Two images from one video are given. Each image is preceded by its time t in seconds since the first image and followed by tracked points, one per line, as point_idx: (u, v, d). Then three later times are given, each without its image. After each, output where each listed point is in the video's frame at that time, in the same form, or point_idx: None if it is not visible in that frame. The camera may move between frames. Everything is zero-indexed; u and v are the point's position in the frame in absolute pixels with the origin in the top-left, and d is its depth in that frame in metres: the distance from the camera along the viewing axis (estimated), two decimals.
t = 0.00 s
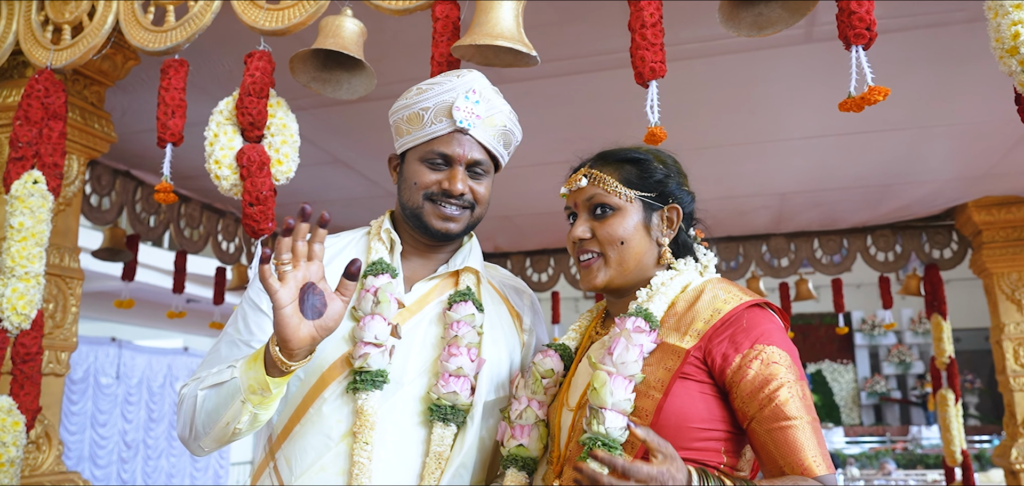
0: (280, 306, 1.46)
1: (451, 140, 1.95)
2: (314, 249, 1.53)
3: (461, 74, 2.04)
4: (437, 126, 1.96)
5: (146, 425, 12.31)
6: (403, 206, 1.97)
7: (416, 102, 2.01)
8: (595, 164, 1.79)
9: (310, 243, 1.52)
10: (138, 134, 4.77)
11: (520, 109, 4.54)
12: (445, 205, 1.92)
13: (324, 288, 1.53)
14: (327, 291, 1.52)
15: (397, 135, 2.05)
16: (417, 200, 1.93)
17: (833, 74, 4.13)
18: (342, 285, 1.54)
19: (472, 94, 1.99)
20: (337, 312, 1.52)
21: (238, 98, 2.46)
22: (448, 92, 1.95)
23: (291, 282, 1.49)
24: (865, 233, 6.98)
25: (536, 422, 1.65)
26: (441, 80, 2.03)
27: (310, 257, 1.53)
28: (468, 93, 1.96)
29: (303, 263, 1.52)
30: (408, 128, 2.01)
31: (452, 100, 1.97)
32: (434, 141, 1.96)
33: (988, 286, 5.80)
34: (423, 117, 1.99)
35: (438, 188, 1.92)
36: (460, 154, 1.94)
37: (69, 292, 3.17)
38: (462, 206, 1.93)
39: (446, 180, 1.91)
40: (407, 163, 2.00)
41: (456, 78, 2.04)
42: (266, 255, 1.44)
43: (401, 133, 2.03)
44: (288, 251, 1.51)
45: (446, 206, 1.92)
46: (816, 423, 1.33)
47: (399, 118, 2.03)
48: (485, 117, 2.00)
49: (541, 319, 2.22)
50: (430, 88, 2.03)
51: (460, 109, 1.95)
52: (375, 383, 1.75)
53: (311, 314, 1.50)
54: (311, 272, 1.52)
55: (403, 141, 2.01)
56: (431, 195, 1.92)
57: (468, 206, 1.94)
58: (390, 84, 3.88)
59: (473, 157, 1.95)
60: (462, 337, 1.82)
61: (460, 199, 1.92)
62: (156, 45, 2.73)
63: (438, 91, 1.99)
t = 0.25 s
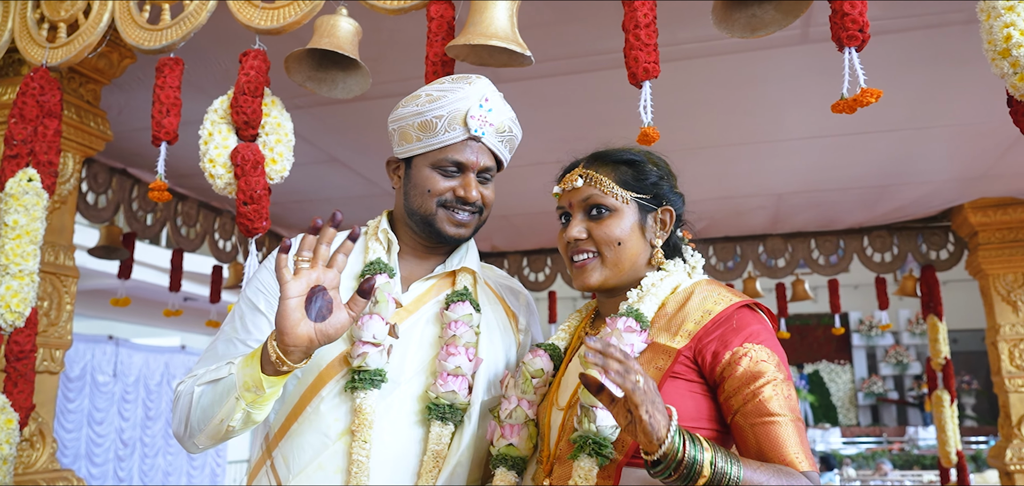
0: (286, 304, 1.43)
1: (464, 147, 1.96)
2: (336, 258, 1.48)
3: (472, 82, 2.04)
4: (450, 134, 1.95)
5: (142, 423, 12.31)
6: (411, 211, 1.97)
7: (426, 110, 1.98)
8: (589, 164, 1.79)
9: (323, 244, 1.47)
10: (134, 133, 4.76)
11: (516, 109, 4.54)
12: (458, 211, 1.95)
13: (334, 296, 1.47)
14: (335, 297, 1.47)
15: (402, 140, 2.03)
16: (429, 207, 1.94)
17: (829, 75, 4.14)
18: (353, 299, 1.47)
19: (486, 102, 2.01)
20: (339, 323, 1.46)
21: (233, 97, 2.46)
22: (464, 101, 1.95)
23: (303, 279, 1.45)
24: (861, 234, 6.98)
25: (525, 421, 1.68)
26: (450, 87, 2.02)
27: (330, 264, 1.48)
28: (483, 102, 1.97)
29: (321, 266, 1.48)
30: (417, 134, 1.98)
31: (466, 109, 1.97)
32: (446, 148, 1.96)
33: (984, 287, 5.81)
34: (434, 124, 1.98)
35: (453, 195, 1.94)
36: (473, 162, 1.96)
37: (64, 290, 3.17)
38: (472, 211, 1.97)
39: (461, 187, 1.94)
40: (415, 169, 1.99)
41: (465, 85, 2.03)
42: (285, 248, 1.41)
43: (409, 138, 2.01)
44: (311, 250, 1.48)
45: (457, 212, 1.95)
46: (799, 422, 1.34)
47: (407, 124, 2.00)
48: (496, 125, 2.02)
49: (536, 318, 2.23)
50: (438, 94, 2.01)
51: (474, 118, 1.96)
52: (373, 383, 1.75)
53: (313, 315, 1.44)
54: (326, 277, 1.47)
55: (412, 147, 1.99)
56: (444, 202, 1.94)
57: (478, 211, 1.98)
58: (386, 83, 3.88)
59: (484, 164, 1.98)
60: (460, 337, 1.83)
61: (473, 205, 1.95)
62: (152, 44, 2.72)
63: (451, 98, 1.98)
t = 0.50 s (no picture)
0: (274, 303, 1.41)
1: (465, 153, 1.96)
2: (315, 251, 1.47)
3: (473, 87, 2.03)
4: (453, 140, 1.95)
5: (138, 424, 12.30)
6: (410, 214, 1.97)
7: (429, 116, 1.96)
8: (579, 165, 1.78)
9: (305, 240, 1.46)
10: (127, 134, 4.75)
11: (510, 108, 4.54)
12: (458, 215, 1.96)
13: (319, 290, 1.47)
14: (322, 291, 1.47)
15: (402, 144, 2.00)
16: (430, 211, 1.94)
17: (821, 74, 4.15)
18: (339, 292, 1.48)
19: (487, 108, 2.01)
20: (328, 316, 1.47)
21: (223, 98, 2.46)
22: (467, 108, 1.95)
23: (287, 279, 1.44)
24: (855, 233, 6.99)
25: (514, 421, 1.69)
26: (451, 93, 2.00)
27: (310, 258, 1.47)
28: (485, 109, 1.97)
29: (302, 262, 1.47)
30: (419, 140, 1.96)
31: (468, 116, 1.97)
32: (447, 153, 1.95)
33: (977, 286, 5.83)
34: (437, 130, 1.96)
35: (454, 200, 1.95)
36: (473, 167, 1.96)
37: (56, 292, 3.17)
38: (470, 215, 1.98)
39: (462, 192, 1.94)
40: (414, 173, 1.98)
41: (466, 91, 2.02)
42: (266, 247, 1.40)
43: (409, 142, 1.99)
44: (290, 247, 1.47)
45: (456, 216, 1.96)
46: (780, 414, 1.34)
47: (408, 129, 1.98)
48: (496, 130, 2.02)
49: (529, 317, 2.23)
50: (439, 99, 1.99)
51: (477, 125, 1.96)
52: (368, 383, 1.75)
53: (302, 313, 1.44)
54: (309, 271, 1.47)
55: (413, 152, 1.97)
56: (445, 206, 1.94)
57: (476, 214, 1.99)
58: (379, 83, 3.89)
59: (482, 168, 1.99)
60: (454, 337, 1.83)
61: (472, 209, 1.96)
62: (142, 44, 2.72)
63: (454, 105, 1.96)
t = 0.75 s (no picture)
0: (273, 301, 1.42)
1: (461, 152, 1.95)
2: (323, 258, 1.48)
3: (469, 87, 2.03)
4: (449, 139, 1.94)
5: (138, 425, 12.30)
6: (406, 214, 1.97)
7: (425, 115, 1.96)
8: (573, 164, 1.78)
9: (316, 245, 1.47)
10: (125, 134, 4.75)
11: (507, 108, 4.53)
12: (454, 215, 1.96)
13: (320, 295, 1.46)
14: (322, 296, 1.46)
15: (398, 143, 2.00)
16: (426, 211, 1.94)
17: (818, 72, 4.15)
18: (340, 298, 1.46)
19: (483, 108, 2.01)
20: (327, 322, 1.45)
21: (218, 98, 2.46)
22: (464, 108, 1.94)
23: (290, 277, 1.44)
24: (854, 231, 6.99)
25: (508, 420, 1.69)
26: (448, 92, 2.00)
27: (317, 263, 1.48)
28: (482, 109, 1.97)
29: (308, 265, 1.47)
30: (416, 139, 1.96)
31: (465, 115, 1.97)
32: (443, 153, 1.95)
33: (976, 284, 5.82)
34: (433, 130, 1.96)
35: (451, 199, 1.94)
36: (470, 167, 1.96)
37: (53, 292, 3.17)
38: (466, 215, 1.98)
39: (458, 192, 1.94)
40: (410, 172, 1.98)
41: (462, 90, 2.02)
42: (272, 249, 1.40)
43: (405, 141, 1.99)
44: (299, 248, 1.48)
45: (452, 215, 1.96)
46: (768, 407, 1.35)
47: (405, 128, 1.98)
48: (492, 130, 2.02)
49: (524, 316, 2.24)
50: (436, 98, 1.99)
51: (474, 124, 1.96)
52: (365, 383, 1.74)
53: (300, 314, 1.43)
54: (313, 276, 1.47)
55: (410, 151, 1.97)
56: (441, 206, 1.94)
57: (472, 214, 1.99)
58: (375, 83, 3.89)
59: (478, 168, 1.99)
60: (449, 336, 1.83)
61: (468, 209, 1.96)
62: (137, 45, 2.72)
63: (450, 104, 1.96)
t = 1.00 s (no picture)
0: (265, 305, 1.41)
1: (457, 151, 1.96)
2: (309, 253, 1.47)
3: (466, 85, 2.03)
4: (445, 138, 1.94)
5: (139, 424, 12.30)
6: (401, 211, 1.97)
7: (422, 113, 1.96)
8: (567, 162, 1.79)
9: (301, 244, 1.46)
10: (123, 133, 4.75)
11: (505, 106, 4.52)
12: (449, 213, 1.96)
13: (310, 293, 1.46)
14: (314, 295, 1.46)
15: (394, 141, 2.00)
16: (421, 208, 1.93)
17: (817, 70, 4.14)
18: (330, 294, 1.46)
19: (480, 107, 2.01)
20: (319, 319, 1.45)
21: (214, 96, 2.46)
22: (460, 106, 1.95)
23: (279, 280, 1.43)
24: (853, 230, 6.98)
25: (500, 419, 1.69)
26: (445, 90, 2.00)
27: (303, 261, 1.47)
28: (478, 107, 1.98)
29: (295, 264, 1.46)
30: (412, 137, 1.96)
31: (462, 114, 1.97)
32: (440, 151, 1.95)
33: (975, 282, 5.82)
34: (429, 128, 1.96)
35: (446, 198, 1.94)
36: (465, 165, 1.96)
37: (50, 291, 3.17)
38: (461, 213, 1.98)
39: (454, 190, 1.94)
40: (406, 170, 1.98)
41: (459, 89, 2.02)
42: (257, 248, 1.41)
43: (401, 139, 1.99)
44: (283, 249, 1.47)
45: (447, 214, 1.96)
46: (759, 401, 1.36)
47: (402, 126, 1.98)
48: (489, 129, 2.03)
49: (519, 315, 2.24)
50: (433, 96, 1.99)
51: (470, 123, 1.96)
52: (358, 381, 1.74)
53: (292, 314, 1.43)
54: (301, 274, 1.46)
55: (406, 149, 1.97)
56: (436, 204, 1.94)
57: (466, 213, 1.99)
58: (373, 81, 3.88)
59: (474, 166, 1.99)
60: (443, 335, 1.83)
61: (463, 207, 1.96)
62: (134, 43, 2.71)
63: (447, 103, 1.96)
